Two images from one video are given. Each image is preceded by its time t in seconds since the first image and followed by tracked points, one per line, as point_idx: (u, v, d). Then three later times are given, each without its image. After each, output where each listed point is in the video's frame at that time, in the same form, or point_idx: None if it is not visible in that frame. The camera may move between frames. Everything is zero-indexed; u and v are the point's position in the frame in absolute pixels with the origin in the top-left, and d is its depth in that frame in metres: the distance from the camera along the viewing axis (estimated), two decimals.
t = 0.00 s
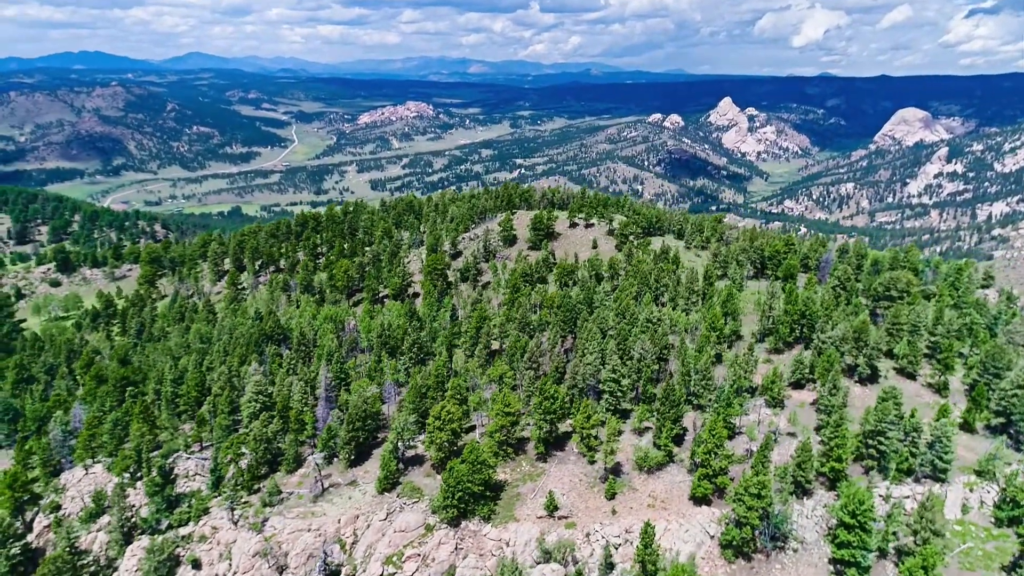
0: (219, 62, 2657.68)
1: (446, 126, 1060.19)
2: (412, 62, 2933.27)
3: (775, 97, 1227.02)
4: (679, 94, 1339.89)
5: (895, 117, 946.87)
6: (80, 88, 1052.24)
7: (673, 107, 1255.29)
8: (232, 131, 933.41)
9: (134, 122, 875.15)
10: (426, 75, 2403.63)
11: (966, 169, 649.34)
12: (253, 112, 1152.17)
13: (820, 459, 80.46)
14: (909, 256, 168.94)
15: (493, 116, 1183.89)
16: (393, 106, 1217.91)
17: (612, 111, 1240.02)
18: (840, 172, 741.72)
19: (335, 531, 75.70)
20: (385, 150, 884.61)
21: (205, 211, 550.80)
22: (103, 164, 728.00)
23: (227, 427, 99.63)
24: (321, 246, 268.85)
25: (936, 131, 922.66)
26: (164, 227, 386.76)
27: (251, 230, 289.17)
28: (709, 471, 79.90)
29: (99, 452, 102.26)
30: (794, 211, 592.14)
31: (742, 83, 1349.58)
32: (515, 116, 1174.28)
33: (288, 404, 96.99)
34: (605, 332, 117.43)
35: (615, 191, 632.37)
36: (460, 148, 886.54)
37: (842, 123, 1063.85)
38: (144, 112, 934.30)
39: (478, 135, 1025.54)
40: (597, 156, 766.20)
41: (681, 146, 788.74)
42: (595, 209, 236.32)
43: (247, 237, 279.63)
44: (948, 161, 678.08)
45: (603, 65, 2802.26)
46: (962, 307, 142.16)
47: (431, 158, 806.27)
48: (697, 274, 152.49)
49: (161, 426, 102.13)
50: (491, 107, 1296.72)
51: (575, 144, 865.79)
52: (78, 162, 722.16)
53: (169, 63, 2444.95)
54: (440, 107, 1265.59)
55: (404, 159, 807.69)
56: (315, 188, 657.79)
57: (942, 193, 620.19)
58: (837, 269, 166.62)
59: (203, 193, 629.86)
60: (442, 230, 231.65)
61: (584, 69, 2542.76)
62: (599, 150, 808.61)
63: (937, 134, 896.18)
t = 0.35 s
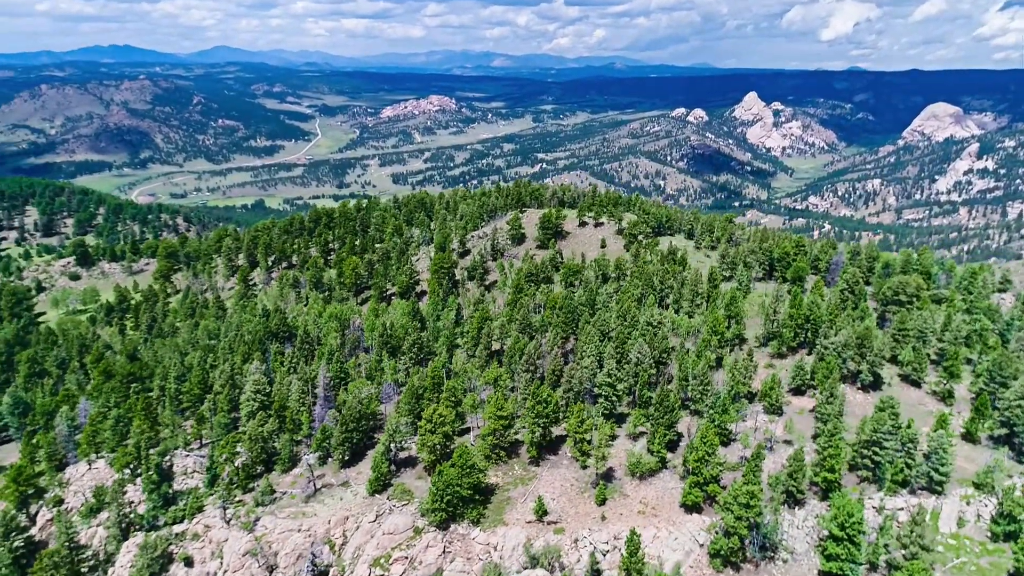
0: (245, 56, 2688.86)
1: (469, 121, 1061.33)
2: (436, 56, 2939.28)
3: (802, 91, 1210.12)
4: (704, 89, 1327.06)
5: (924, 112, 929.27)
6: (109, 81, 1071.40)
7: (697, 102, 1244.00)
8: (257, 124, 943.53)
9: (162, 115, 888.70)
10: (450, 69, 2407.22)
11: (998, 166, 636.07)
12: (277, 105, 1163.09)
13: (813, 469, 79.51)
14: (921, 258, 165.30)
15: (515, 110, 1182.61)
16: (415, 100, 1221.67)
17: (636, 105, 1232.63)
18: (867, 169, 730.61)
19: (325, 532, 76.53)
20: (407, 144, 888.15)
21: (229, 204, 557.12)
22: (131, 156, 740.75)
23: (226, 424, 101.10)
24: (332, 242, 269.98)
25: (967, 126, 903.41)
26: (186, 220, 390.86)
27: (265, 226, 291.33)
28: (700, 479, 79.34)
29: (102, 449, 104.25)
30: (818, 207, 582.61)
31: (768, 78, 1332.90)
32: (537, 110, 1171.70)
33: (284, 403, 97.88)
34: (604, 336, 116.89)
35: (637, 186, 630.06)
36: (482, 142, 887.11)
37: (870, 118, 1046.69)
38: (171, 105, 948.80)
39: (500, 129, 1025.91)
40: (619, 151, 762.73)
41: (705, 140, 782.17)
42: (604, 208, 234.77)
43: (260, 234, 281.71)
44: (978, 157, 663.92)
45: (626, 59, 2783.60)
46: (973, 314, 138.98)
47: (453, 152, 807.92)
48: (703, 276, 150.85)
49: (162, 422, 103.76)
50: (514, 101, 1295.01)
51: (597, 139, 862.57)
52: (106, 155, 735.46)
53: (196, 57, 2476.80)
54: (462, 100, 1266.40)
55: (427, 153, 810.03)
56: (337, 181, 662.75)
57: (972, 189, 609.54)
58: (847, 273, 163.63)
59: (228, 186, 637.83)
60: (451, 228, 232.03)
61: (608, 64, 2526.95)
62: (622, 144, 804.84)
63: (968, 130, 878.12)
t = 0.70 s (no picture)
0: (271, 49, 2715.15)
1: (491, 115, 1061.65)
2: (459, 50, 2943.00)
3: (830, 86, 1192.64)
4: (729, 82, 1313.29)
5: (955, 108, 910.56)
6: (137, 75, 1089.03)
7: (722, 96, 1231.50)
8: (281, 117, 951.38)
9: (189, 109, 900.80)
10: (473, 63, 2409.31)
11: None
12: (302, 99, 1173.04)
13: (806, 480, 78.58)
14: (935, 262, 162.00)
15: (538, 104, 1179.75)
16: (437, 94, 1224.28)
17: (659, 99, 1223.67)
18: (895, 165, 718.95)
19: (315, 533, 77.38)
20: (429, 138, 890.91)
21: (254, 197, 563.27)
22: (158, 149, 752.22)
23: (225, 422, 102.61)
24: (344, 239, 271.32)
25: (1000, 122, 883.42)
26: (209, 213, 395.38)
27: (277, 223, 293.34)
28: (691, 487, 78.92)
29: (106, 445, 106.19)
30: (845, 204, 573.76)
31: (796, 72, 1313.71)
32: (560, 104, 1168.07)
33: (282, 403, 98.85)
34: (604, 339, 116.43)
35: (660, 181, 625.96)
36: (505, 136, 886.12)
37: (900, 113, 1028.65)
38: (198, 99, 960.86)
39: (523, 123, 1024.63)
40: (642, 146, 758.53)
41: (729, 135, 774.63)
42: (614, 207, 233.50)
43: (272, 230, 283.82)
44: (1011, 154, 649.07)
45: (651, 53, 2763.42)
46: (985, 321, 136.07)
47: (475, 146, 808.75)
48: (706, 277, 149.39)
49: (164, 419, 105.40)
50: (537, 95, 1292.69)
51: (620, 134, 857.83)
52: (134, 148, 747.39)
53: (224, 50, 2506.87)
54: (485, 94, 1266.94)
55: (449, 147, 812.09)
56: (361, 174, 667.27)
57: (1004, 187, 597.82)
58: (856, 276, 160.60)
59: (253, 179, 645.34)
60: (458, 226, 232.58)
61: (632, 58, 2510.41)
62: (645, 139, 800.27)
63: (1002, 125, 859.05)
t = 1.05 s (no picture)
0: (297, 43, 2737.43)
1: (514, 108, 1060.42)
2: (483, 43, 2942.03)
3: (859, 80, 1172.50)
4: (756, 76, 1297.69)
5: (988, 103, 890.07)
6: (163, 69, 1104.00)
7: (747, 90, 1217.23)
8: (305, 111, 959.29)
9: (215, 102, 911.08)
10: (497, 56, 2406.16)
11: None
12: (327, 92, 1181.42)
13: (798, 491, 77.69)
14: (949, 266, 158.13)
15: (561, 98, 1175.40)
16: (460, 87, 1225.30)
17: (683, 93, 1213.01)
18: (924, 161, 705.79)
19: (306, 533, 78.37)
20: (452, 132, 892.09)
21: (277, 189, 568.19)
22: (184, 142, 762.61)
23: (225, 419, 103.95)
24: (355, 237, 272.52)
25: None
26: (230, 205, 398.65)
27: (290, 219, 294.99)
28: (681, 494, 78.44)
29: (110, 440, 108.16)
30: (871, 201, 564.58)
31: (824, 66, 1292.36)
32: (583, 99, 1162.70)
33: (280, 402, 99.95)
34: (604, 342, 115.87)
35: (683, 176, 620.25)
36: (527, 130, 885.03)
37: (930, 108, 1008.43)
38: (224, 92, 971.33)
39: (545, 117, 1021.63)
40: (665, 141, 752.64)
41: (754, 131, 765.59)
42: (624, 207, 231.88)
43: (286, 226, 285.82)
44: None
45: (676, 47, 2739.62)
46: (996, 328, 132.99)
47: (497, 141, 808.25)
48: (709, 279, 148.01)
49: (165, 415, 106.96)
50: (561, 89, 1287.87)
51: (643, 128, 851.48)
52: (161, 141, 758.72)
53: (251, 44, 2536.53)
54: (508, 89, 1265.17)
55: (471, 141, 812.51)
56: (383, 168, 670.10)
57: None
58: (865, 279, 157.57)
59: (276, 172, 651.37)
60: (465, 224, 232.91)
61: (658, 51, 2489.02)
62: (669, 134, 794.57)
63: None
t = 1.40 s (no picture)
0: (324, 36, 2756.65)
1: (538, 102, 1058.00)
2: (508, 37, 2937.40)
3: (890, 75, 1150.38)
4: (785, 70, 1280.27)
5: None
6: (191, 62, 1117.82)
7: (775, 85, 1200.82)
8: (330, 104, 966.43)
9: (241, 96, 920.38)
10: (523, 50, 2401.85)
11: None
12: (353, 86, 1188.84)
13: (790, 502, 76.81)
14: (963, 270, 153.97)
15: (586, 92, 1169.31)
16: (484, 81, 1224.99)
17: (709, 88, 1200.58)
18: (956, 158, 691.15)
19: (298, 534, 79.40)
20: (475, 126, 892.44)
21: (301, 183, 573.19)
22: (211, 135, 772.55)
23: (227, 417, 105.40)
24: (368, 234, 273.42)
25: None
26: (251, 199, 401.95)
27: (303, 216, 296.59)
28: (671, 503, 77.97)
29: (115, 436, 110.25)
30: (900, 198, 555.90)
31: (855, 61, 1271.00)
32: (608, 93, 1155.50)
33: (279, 402, 100.89)
34: (605, 345, 115.10)
35: (708, 171, 613.59)
36: (551, 125, 882.66)
37: (964, 103, 986.03)
38: (251, 85, 981.14)
39: (569, 111, 1018.04)
40: (690, 136, 746.09)
41: (782, 126, 755.62)
42: (636, 206, 229.93)
43: (301, 222, 287.68)
44: None
45: (702, 42, 2712.62)
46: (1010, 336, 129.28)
47: (521, 135, 807.29)
48: (716, 283, 146.14)
49: (168, 411, 108.71)
50: (586, 83, 1281.66)
51: (668, 123, 844.27)
52: (189, 134, 769.89)
53: (280, 37, 2560.63)
54: (532, 82, 1262.59)
55: (495, 135, 812.48)
56: (406, 162, 672.81)
57: None
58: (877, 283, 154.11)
59: (301, 165, 657.65)
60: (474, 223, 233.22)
61: (685, 45, 2464.49)
62: (695, 129, 787.51)
63: None
